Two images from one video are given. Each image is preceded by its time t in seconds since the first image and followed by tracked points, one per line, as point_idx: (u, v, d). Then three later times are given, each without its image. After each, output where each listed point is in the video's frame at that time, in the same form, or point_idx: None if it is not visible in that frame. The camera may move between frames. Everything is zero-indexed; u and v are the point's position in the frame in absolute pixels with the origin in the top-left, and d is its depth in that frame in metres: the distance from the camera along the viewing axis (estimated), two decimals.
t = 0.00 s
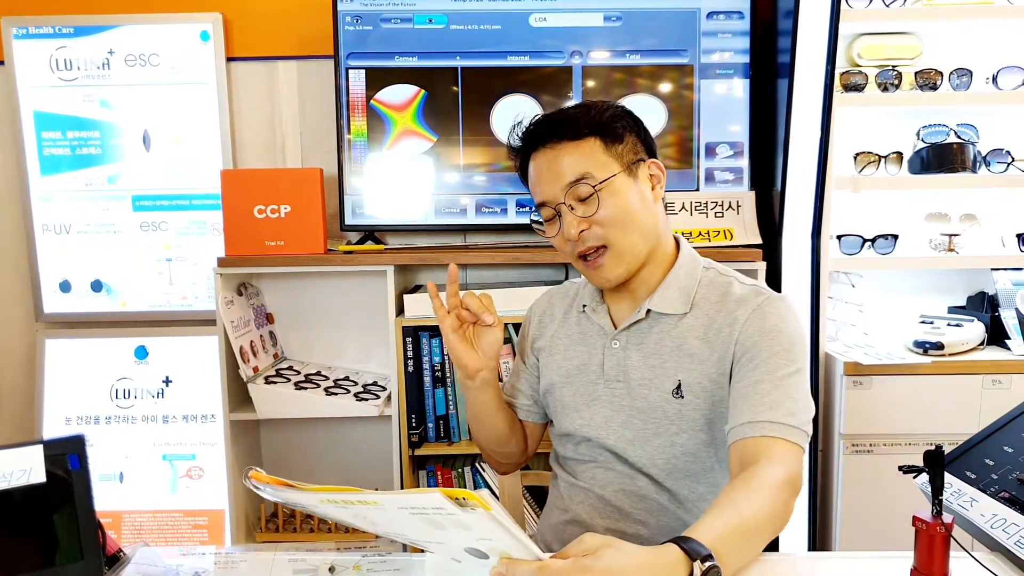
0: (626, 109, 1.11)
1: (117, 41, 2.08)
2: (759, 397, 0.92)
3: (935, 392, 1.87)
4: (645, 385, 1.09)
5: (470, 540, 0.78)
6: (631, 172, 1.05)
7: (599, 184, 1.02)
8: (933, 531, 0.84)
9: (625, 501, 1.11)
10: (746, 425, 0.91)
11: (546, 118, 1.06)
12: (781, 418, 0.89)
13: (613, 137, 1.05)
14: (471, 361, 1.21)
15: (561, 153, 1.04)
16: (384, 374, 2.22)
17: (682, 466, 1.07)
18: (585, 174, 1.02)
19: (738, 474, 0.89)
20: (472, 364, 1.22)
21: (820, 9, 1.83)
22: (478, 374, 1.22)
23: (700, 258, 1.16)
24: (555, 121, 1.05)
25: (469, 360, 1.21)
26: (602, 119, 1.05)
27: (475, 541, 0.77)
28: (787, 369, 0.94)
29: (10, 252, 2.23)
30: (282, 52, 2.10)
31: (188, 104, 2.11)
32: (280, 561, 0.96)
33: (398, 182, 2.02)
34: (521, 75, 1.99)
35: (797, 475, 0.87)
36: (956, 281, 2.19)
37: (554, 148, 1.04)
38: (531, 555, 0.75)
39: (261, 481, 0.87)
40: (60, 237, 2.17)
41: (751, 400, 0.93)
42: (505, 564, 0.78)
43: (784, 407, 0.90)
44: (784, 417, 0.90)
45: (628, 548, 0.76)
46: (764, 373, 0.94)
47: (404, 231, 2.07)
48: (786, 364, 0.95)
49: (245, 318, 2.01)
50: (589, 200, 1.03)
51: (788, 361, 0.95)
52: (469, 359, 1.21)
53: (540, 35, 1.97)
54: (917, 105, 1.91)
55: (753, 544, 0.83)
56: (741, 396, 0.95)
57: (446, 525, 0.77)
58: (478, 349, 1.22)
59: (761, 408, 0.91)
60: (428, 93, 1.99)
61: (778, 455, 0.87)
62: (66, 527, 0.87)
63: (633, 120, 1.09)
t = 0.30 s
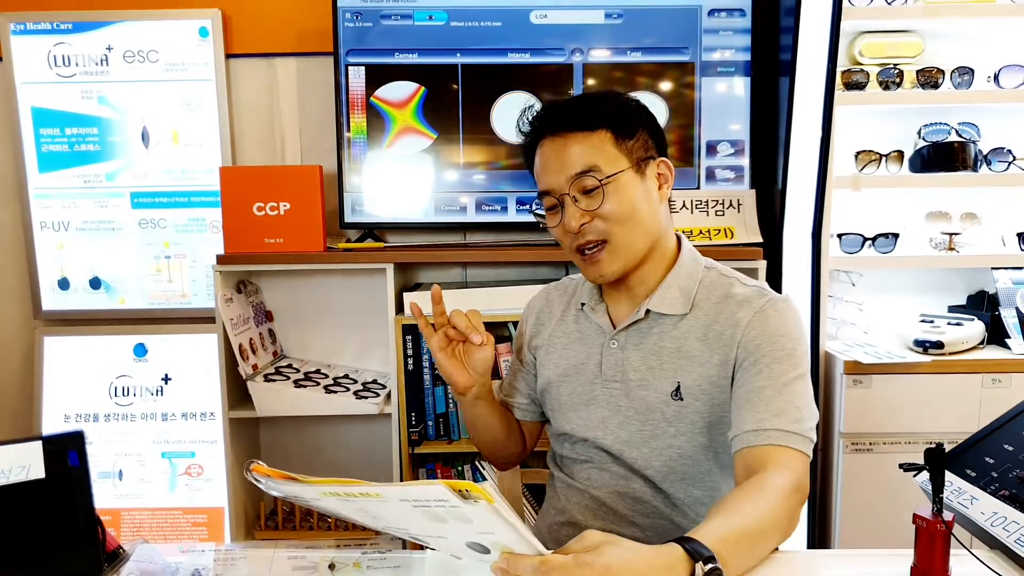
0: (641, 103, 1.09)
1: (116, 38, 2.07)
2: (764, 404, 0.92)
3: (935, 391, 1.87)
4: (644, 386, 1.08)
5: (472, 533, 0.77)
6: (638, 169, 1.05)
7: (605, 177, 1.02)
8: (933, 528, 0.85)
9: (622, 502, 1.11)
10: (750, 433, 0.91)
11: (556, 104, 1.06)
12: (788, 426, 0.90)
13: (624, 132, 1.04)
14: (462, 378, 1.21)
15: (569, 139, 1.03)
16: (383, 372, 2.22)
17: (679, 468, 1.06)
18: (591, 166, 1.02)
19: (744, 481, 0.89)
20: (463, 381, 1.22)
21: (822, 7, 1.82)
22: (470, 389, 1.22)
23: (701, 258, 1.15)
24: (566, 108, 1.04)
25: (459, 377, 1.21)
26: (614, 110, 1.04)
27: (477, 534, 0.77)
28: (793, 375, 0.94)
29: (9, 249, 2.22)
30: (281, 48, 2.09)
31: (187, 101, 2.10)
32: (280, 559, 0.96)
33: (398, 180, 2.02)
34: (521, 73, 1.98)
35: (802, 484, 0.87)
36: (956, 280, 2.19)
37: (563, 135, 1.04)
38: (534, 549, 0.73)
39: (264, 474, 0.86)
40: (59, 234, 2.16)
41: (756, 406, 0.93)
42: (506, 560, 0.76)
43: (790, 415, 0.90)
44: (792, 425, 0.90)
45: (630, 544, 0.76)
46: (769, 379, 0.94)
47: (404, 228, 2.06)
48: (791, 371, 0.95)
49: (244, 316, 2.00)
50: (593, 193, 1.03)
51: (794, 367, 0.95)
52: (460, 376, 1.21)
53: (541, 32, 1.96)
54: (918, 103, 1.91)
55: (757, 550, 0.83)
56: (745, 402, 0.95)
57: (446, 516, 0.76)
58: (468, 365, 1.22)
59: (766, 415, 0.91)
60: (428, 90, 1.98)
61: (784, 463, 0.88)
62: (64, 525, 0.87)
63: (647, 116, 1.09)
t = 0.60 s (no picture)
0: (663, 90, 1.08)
1: (115, 29, 2.06)
2: (768, 402, 0.92)
3: (935, 386, 1.87)
4: (638, 382, 1.07)
5: (472, 525, 0.77)
6: (649, 158, 1.04)
7: (615, 163, 1.01)
8: (934, 521, 0.85)
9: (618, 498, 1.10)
10: (755, 434, 0.91)
11: (575, 76, 1.03)
12: (794, 424, 0.90)
13: (640, 118, 1.03)
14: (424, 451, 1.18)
15: (585, 116, 1.01)
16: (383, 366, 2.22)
17: (673, 465, 1.05)
18: (603, 148, 1.01)
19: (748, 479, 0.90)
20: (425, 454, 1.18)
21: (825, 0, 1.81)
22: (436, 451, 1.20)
23: (694, 249, 1.14)
24: (586, 83, 1.02)
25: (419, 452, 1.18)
26: (633, 93, 1.03)
27: (475, 526, 0.76)
28: (796, 371, 0.94)
29: (8, 242, 2.21)
30: (281, 41, 2.08)
31: (187, 93, 2.09)
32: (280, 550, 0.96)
33: (398, 174, 2.01)
34: (522, 66, 1.97)
35: (806, 484, 0.88)
36: (957, 275, 2.18)
37: (580, 110, 1.02)
38: (531, 541, 0.73)
39: (265, 470, 0.86)
40: (58, 226, 2.15)
41: (761, 403, 0.93)
42: (505, 551, 0.75)
43: (795, 412, 0.91)
44: (796, 424, 0.90)
45: (629, 536, 0.77)
46: (772, 375, 0.94)
47: (404, 221, 2.06)
48: (793, 365, 0.95)
49: (244, 309, 2.00)
50: (601, 176, 1.02)
51: (798, 362, 0.95)
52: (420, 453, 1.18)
53: (542, 25, 1.95)
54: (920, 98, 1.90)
55: (758, 548, 0.84)
56: (746, 402, 0.95)
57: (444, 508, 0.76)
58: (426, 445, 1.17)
59: (771, 415, 0.91)
60: (428, 83, 1.97)
61: (789, 463, 0.88)
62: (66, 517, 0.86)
63: (666, 104, 1.07)
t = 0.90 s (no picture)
0: (664, 86, 1.08)
1: (113, 24, 2.06)
2: (765, 400, 0.93)
3: (935, 380, 1.87)
4: (627, 382, 1.06)
5: (470, 518, 0.77)
6: (648, 155, 1.04)
7: (617, 158, 1.01)
8: (933, 515, 0.84)
9: (613, 501, 1.08)
10: (758, 433, 0.91)
11: (583, 64, 1.01)
12: (791, 421, 0.90)
13: (643, 112, 1.03)
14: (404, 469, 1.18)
15: (590, 107, 1.00)
16: (383, 361, 2.22)
17: (665, 465, 1.04)
18: (605, 142, 1.00)
19: (749, 477, 0.90)
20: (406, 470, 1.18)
21: None
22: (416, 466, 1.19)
23: (677, 241, 1.13)
24: (595, 73, 1.00)
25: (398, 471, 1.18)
26: (639, 88, 1.02)
27: (474, 520, 0.76)
28: (789, 365, 0.95)
29: (6, 238, 2.21)
30: (280, 36, 2.08)
31: (186, 88, 2.09)
32: (280, 542, 0.96)
33: (398, 168, 2.01)
34: (521, 60, 1.97)
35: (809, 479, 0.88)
36: (956, 269, 2.19)
37: (586, 100, 1.00)
38: (530, 535, 0.73)
39: (264, 462, 0.85)
40: (57, 221, 2.15)
41: (758, 401, 0.93)
42: (503, 544, 0.76)
43: (792, 407, 0.91)
44: (798, 420, 0.91)
45: (625, 529, 0.77)
46: (768, 371, 0.94)
47: (403, 217, 2.06)
48: (782, 356, 0.95)
49: (243, 304, 2.00)
50: (599, 171, 1.01)
51: (791, 356, 0.96)
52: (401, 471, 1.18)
53: (541, 20, 1.95)
54: (920, 92, 1.90)
55: (761, 545, 0.84)
56: (743, 400, 0.95)
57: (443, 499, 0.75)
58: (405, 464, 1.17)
59: (770, 413, 0.91)
60: (428, 78, 1.97)
61: (791, 459, 0.89)
62: (67, 515, 0.82)
63: (667, 101, 1.08)
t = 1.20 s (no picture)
0: (657, 93, 1.07)
1: (110, 23, 2.05)
2: (750, 405, 0.92)
3: (933, 378, 1.87)
4: (599, 382, 1.06)
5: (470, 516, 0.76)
6: (636, 164, 1.03)
7: (605, 168, 0.99)
8: (931, 514, 0.84)
9: (589, 500, 1.08)
10: (749, 441, 0.90)
11: (581, 65, 0.99)
12: (779, 424, 0.90)
13: (635, 120, 1.02)
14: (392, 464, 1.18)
15: (585, 111, 0.98)
16: (380, 360, 2.22)
17: (638, 464, 1.04)
18: (596, 149, 0.98)
19: (748, 477, 0.90)
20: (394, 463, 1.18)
21: None
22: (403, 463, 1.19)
23: (653, 239, 1.13)
24: (593, 76, 0.98)
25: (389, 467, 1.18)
26: (634, 96, 1.00)
27: (475, 518, 0.76)
28: (770, 365, 0.94)
29: (4, 237, 2.21)
30: (277, 35, 2.08)
31: (183, 87, 2.08)
32: (278, 543, 0.93)
33: (396, 166, 2.01)
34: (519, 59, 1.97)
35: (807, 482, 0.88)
36: (954, 267, 2.19)
37: (581, 103, 0.98)
38: (530, 534, 0.72)
39: (269, 452, 0.86)
40: (54, 221, 2.15)
41: (744, 406, 0.92)
42: (504, 542, 0.75)
43: (780, 410, 0.90)
44: (789, 421, 0.90)
45: (626, 528, 0.76)
46: (749, 373, 0.93)
47: (400, 216, 2.06)
48: (761, 355, 0.95)
49: (240, 303, 2.00)
50: (586, 177, 1.00)
51: (773, 357, 0.95)
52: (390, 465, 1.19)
53: (538, 19, 1.95)
54: (917, 90, 1.90)
55: (760, 546, 0.84)
56: (730, 404, 0.94)
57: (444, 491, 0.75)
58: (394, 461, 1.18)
59: (761, 417, 0.91)
60: (424, 77, 1.97)
61: (791, 461, 0.89)
62: (62, 515, 0.80)
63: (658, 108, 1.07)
